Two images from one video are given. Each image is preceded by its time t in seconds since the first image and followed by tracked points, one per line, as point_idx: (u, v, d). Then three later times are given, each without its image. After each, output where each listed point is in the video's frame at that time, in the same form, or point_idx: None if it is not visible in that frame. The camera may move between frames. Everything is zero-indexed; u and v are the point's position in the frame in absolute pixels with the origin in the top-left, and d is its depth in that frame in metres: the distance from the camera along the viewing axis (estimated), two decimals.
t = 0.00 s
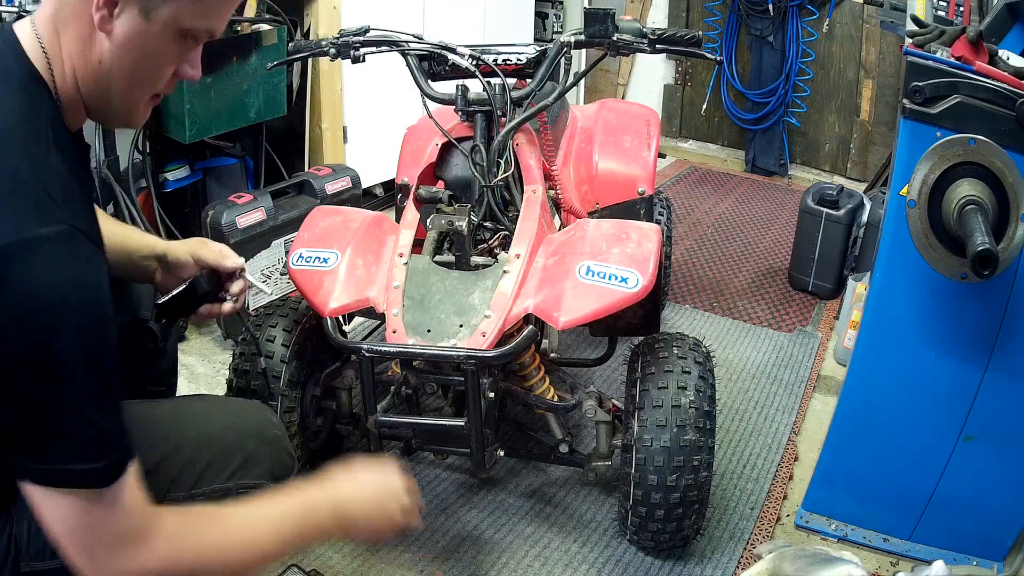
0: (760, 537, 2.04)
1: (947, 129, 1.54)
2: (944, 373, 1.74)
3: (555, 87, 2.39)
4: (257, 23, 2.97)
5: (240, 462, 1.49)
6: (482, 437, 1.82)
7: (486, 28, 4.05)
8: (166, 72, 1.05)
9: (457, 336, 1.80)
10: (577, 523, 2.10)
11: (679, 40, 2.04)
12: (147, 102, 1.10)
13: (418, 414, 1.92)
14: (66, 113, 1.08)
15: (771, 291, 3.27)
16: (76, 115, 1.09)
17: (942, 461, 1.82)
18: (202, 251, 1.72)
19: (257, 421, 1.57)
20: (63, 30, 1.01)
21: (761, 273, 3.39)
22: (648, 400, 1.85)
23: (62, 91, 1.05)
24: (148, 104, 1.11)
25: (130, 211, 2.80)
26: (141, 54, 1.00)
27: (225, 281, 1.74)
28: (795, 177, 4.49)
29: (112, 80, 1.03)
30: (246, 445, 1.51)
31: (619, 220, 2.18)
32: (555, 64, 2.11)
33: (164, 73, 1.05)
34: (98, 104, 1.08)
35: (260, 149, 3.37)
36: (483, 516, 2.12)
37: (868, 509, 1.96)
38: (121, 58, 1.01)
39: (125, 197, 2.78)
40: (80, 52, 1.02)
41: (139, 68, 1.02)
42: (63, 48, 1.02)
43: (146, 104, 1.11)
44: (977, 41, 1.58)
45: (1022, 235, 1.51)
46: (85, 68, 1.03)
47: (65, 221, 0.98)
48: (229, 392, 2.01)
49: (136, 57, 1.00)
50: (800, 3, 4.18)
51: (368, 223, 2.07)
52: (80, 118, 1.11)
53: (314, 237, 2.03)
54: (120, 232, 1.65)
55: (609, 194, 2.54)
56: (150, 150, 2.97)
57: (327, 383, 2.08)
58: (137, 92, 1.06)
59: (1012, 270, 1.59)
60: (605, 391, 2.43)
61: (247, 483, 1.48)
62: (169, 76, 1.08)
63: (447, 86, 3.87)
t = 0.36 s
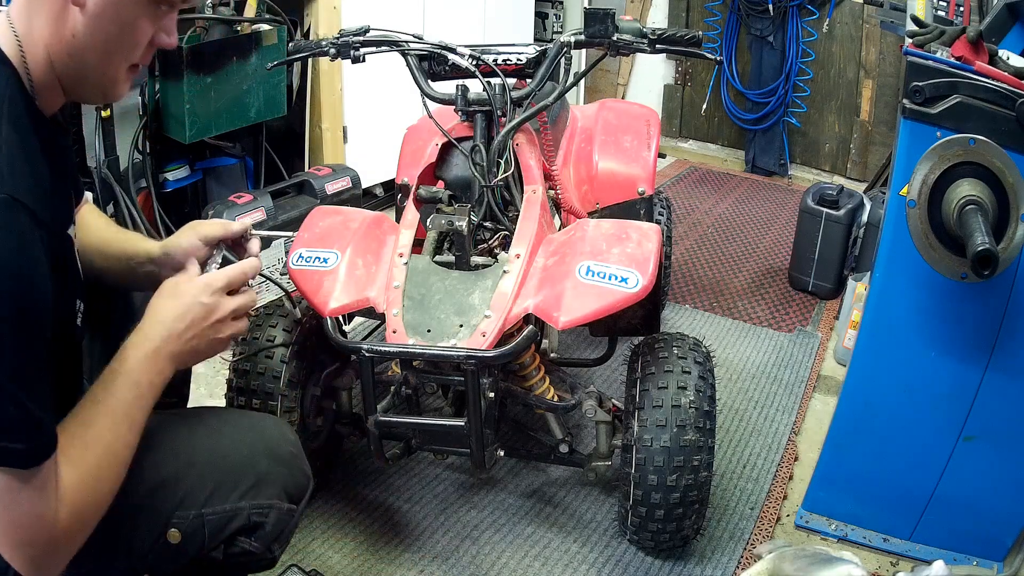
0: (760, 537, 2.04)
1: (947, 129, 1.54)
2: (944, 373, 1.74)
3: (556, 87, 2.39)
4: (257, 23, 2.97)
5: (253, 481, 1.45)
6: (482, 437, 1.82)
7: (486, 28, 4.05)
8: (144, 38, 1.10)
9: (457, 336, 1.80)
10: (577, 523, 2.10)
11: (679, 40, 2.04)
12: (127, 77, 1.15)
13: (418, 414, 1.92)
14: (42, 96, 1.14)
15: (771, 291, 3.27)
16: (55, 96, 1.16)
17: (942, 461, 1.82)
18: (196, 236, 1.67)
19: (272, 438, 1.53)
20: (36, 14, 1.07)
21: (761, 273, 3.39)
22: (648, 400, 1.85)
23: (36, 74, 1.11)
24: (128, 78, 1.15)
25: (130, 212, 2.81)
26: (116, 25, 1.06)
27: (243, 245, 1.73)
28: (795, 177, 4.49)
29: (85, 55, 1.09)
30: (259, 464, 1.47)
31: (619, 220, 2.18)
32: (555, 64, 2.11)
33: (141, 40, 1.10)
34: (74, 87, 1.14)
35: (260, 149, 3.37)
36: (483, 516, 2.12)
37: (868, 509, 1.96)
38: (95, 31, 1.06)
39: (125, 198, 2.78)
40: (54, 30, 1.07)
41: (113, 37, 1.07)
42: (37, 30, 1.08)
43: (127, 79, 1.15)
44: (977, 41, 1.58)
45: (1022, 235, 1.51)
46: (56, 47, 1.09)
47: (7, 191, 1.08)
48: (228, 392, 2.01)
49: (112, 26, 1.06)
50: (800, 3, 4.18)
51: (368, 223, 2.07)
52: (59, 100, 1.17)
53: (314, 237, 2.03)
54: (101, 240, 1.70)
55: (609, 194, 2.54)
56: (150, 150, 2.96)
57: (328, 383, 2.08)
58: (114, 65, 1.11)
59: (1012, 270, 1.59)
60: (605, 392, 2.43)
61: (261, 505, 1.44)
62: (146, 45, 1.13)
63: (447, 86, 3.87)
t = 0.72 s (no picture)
0: (760, 537, 2.04)
1: (947, 129, 1.54)
2: (944, 373, 1.74)
3: (556, 87, 2.39)
4: (257, 23, 2.97)
5: (256, 495, 1.44)
6: (482, 438, 1.82)
7: (486, 28, 4.05)
8: (122, 27, 1.12)
9: (457, 336, 1.80)
10: (577, 523, 2.10)
11: (679, 40, 2.04)
12: (108, 66, 1.16)
13: (418, 414, 1.92)
14: (26, 93, 1.16)
15: (771, 291, 3.27)
16: (36, 91, 1.16)
17: (942, 461, 1.82)
18: (200, 231, 1.68)
19: (277, 452, 1.51)
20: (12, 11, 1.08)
21: (761, 273, 3.39)
22: (648, 400, 1.85)
23: (17, 74, 1.12)
24: (109, 68, 1.17)
25: (130, 212, 2.81)
26: (94, 16, 1.07)
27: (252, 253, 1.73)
28: (795, 177, 4.49)
29: (64, 49, 1.10)
30: (263, 478, 1.46)
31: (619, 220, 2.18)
32: (555, 64, 2.11)
33: (119, 29, 1.11)
34: (55, 79, 1.14)
35: (260, 149, 3.37)
36: (483, 516, 2.13)
37: (868, 509, 1.96)
38: (73, 25, 1.07)
39: (125, 197, 2.78)
40: (31, 27, 1.08)
41: (91, 29, 1.09)
42: (12, 27, 1.09)
43: (107, 68, 1.17)
44: (977, 41, 1.58)
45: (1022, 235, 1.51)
46: (37, 40, 1.09)
47: None
48: (228, 392, 2.01)
49: (90, 19, 1.07)
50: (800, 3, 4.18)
51: (368, 223, 2.07)
52: (44, 96, 1.19)
53: (313, 237, 2.03)
54: (105, 233, 1.75)
55: (609, 194, 2.54)
56: (151, 150, 2.96)
57: (327, 383, 2.08)
58: (94, 56, 1.12)
59: (1012, 270, 1.59)
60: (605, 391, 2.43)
61: (264, 520, 1.43)
62: (126, 35, 1.14)
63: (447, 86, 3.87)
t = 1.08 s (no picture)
0: (760, 537, 2.04)
1: (947, 129, 1.54)
2: (944, 373, 1.74)
3: (556, 87, 2.39)
4: (257, 23, 2.97)
5: (258, 496, 1.44)
6: (482, 438, 1.82)
7: (486, 29, 4.05)
8: (116, 26, 1.12)
9: (457, 336, 1.80)
10: (577, 523, 2.10)
11: (679, 40, 2.04)
12: (103, 64, 1.17)
13: (418, 414, 1.92)
14: (22, 93, 1.16)
15: (771, 291, 3.27)
16: (31, 91, 1.17)
17: (942, 461, 1.82)
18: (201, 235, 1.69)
19: (278, 454, 1.51)
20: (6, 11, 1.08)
21: (761, 273, 3.39)
22: (648, 400, 1.85)
23: (13, 74, 1.12)
24: (104, 66, 1.17)
25: (130, 212, 2.81)
26: (87, 16, 1.07)
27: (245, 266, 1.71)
28: (795, 177, 4.49)
29: (57, 49, 1.10)
30: (265, 480, 1.46)
31: (619, 220, 2.18)
32: (555, 64, 2.11)
33: (113, 28, 1.11)
34: (51, 80, 1.15)
35: (260, 149, 3.36)
36: (483, 516, 2.12)
37: (868, 509, 1.96)
38: (66, 24, 1.07)
39: (125, 197, 2.78)
40: (24, 27, 1.08)
41: (84, 30, 1.09)
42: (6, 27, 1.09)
43: (103, 67, 1.17)
44: (976, 41, 1.58)
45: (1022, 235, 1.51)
46: (32, 41, 1.09)
47: None
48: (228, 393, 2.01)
49: (83, 18, 1.07)
50: (800, 3, 4.19)
51: (368, 223, 2.07)
52: (40, 95, 1.19)
53: (313, 237, 2.03)
54: (107, 233, 1.75)
55: (609, 194, 2.54)
56: (151, 150, 2.95)
57: (327, 383, 2.08)
58: (89, 55, 1.12)
59: (1012, 270, 1.59)
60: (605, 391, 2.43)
61: (266, 522, 1.43)
62: (120, 33, 1.14)
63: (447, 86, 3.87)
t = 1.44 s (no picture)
0: (760, 537, 2.04)
1: (947, 129, 1.54)
2: (944, 373, 1.74)
3: (555, 87, 2.39)
4: (257, 23, 2.97)
5: (259, 499, 1.44)
6: (482, 438, 1.82)
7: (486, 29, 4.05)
8: (116, 25, 1.12)
9: (457, 336, 1.80)
10: (577, 523, 2.10)
11: (679, 40, 2.04)
12: (103, 64, 1.17)
13: (418, 414, 1.92)
14: (21, 96, 1.16)
15: (771, 291, 3.27)
16: (31, 95, 1.17)
17: (942, 461, 1.82)
18: (203, 231, 1.70)
19: (279, 454, 1.51)
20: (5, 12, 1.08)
21: (761, 273, 3.39)
22: (648, 400, 1.85)
23: (13, 80, 1.12)
24: (104, 65, 1.17)
25: (130, 212, 2.81)
26: (86, 15, 1.07)
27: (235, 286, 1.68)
28: (795, 177, 4.49)
29: (57, 50, 1.10)
30: (266, 483, 1.45)
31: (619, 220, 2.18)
32: (554, 64, 2.11)
33: (112, 27, 1.11)
34: (50, 82, 1.15)
35: (260, 149, 3.36)
36: (483, 516, 2.12)
37: (868, 509, 1.96)
38: (65, 25, 1.07)
39: (125, 197, 2.78)
40: (23, 28, 1.08)
41: (83, 29, 1.09)
42: (6, 29, 1.08)
43: (103, 66, 1.17)
44: (977, 41, 1.58)
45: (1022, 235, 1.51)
46: (31, 42, 1.09)
47: None
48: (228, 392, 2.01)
49: (82, 18, 1.07)
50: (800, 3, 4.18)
51: (368, 223, 2.07)
52: (39, 98, 1.19)
53: (313, 237, 2.03)
54: (107, 230, 1.75)
55: (609, 194, 2.54)
56: (151, 150, 2.95)
57: (327, 383, 2.08)
58: (88, 55, 1.13)
59: (1012, 270, 1.59)
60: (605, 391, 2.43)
61: (267, 525, 1.43)
62: (120, 32, 1.14)
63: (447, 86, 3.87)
